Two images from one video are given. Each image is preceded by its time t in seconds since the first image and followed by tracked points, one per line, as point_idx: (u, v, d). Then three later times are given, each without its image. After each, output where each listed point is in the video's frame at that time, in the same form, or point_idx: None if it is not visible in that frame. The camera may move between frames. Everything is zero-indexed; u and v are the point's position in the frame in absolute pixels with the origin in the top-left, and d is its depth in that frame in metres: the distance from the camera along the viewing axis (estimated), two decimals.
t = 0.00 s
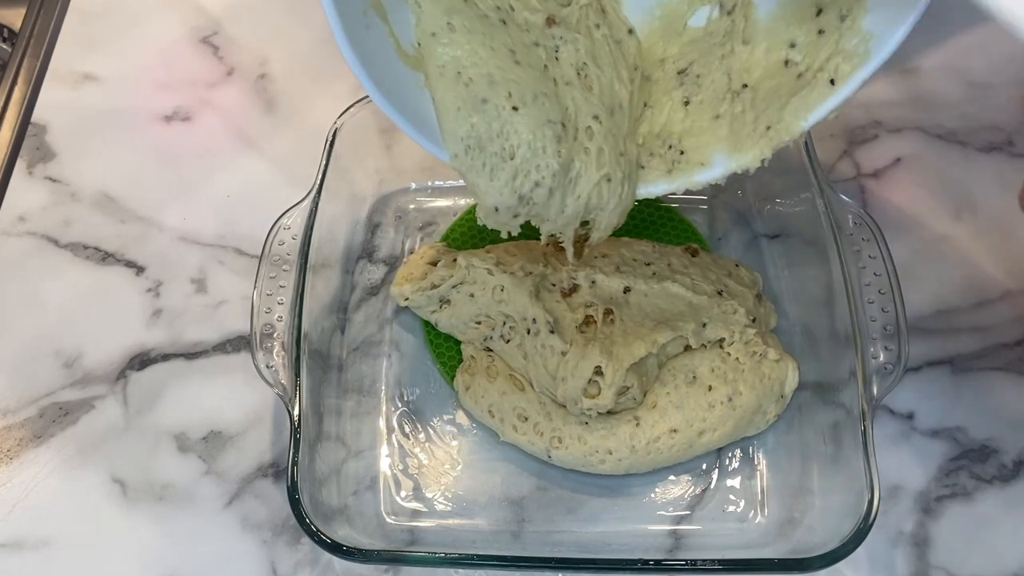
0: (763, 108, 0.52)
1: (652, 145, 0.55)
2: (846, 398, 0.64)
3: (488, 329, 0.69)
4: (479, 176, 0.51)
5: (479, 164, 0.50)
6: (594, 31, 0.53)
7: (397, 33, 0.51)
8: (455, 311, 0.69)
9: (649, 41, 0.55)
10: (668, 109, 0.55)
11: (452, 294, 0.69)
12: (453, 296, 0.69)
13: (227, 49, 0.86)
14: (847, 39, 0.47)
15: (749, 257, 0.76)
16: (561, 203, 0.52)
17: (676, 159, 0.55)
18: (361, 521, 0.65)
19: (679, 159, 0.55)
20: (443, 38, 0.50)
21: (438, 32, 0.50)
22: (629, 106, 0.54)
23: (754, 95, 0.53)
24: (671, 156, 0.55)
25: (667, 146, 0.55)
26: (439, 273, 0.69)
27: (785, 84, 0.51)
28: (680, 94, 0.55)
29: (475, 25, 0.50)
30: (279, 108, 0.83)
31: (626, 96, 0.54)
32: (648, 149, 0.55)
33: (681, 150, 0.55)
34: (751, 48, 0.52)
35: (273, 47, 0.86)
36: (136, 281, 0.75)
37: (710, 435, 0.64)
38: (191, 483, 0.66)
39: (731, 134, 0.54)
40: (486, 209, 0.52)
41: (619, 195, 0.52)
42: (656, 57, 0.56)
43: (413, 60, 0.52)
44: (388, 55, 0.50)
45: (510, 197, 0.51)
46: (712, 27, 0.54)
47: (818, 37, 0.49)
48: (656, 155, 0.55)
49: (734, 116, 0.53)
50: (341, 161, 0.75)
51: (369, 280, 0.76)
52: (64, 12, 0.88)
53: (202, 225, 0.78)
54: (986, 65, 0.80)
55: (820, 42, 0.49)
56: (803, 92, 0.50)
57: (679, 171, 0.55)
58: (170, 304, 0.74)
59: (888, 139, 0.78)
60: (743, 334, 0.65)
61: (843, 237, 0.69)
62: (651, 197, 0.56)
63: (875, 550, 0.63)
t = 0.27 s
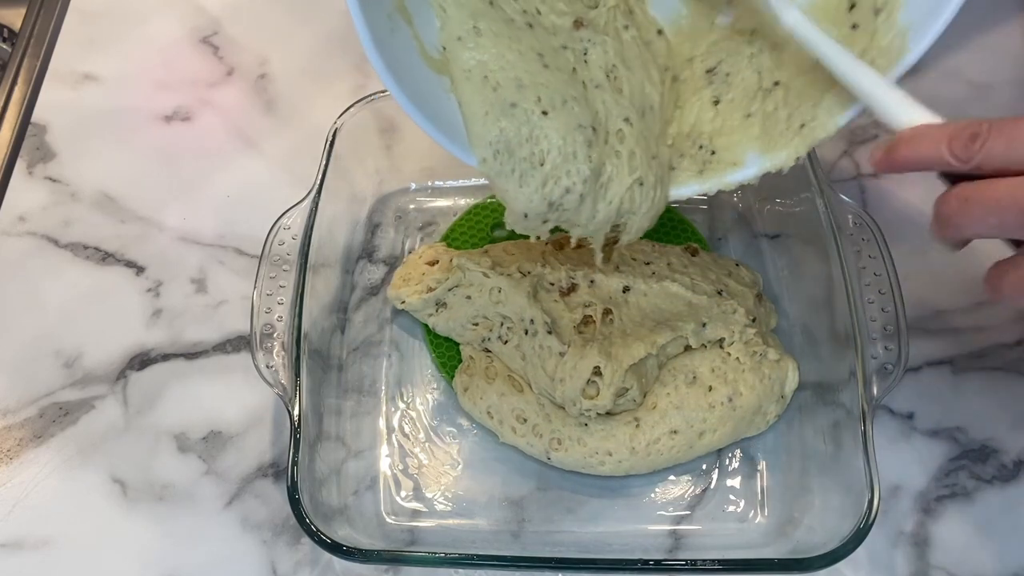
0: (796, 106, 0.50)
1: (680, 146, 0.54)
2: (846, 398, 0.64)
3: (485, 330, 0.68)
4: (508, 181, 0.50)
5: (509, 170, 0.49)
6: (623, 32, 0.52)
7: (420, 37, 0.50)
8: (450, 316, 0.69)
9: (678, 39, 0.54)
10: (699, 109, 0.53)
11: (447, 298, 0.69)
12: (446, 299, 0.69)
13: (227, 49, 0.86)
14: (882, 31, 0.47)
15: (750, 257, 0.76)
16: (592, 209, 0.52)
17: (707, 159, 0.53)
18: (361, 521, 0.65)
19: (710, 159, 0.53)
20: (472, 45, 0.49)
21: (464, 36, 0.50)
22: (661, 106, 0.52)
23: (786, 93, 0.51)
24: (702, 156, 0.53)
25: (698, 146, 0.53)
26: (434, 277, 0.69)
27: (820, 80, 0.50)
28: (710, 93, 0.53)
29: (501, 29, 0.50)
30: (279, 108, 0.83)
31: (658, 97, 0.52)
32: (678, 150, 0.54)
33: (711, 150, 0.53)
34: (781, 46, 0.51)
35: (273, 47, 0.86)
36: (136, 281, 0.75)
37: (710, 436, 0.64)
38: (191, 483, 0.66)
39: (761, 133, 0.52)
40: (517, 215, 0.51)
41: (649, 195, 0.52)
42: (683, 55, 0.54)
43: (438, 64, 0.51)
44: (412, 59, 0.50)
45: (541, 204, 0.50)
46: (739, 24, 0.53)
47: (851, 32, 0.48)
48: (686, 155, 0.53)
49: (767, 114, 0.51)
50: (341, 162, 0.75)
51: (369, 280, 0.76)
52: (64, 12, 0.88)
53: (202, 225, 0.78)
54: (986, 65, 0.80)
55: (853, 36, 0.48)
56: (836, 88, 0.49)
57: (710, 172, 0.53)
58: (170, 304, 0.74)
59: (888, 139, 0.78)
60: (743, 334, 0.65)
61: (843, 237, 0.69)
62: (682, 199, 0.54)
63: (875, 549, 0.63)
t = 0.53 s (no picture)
0: (818, 93, 0.51)
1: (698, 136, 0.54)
2: (846, 398, 0.65)
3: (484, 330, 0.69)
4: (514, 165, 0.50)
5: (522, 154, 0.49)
6: (627, 22, 0.51)
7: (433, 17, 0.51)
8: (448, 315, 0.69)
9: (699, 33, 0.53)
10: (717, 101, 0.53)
11: (444, 299, 0.69)
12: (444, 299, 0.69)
13: (227, 49, 0.86)
14: (906, 17, 0.47)
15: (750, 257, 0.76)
16: (602, 199, 0.51)
17: (727, 149, 0.53)
18: (361, 521, 0.65)
19: (729, 148, 0.53)
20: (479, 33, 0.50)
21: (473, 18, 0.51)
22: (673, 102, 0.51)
23: (809, 81, 0.52)
24: (721, 145, 0.53)
25: (718, 136, 0.53)
26: (432, 278, 0.70)
27: (842, 67, 0.50)
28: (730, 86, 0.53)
29: (509, 13, 0.50)
30: (279, 108, 0.83)
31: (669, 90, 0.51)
32: (697, 140, 0.54)
33: (732, 139, 0.53)
34: (804, 35, 0.52)
35: (274, 47, 0.86)
36: (136, 281, 0.75)
37: (710, 436, 0.64)
38: (191, 483, 0.66)
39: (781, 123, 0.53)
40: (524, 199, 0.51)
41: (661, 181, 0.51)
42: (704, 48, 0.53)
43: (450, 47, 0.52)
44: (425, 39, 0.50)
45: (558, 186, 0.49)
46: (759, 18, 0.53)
47: (875, 18, 0.48)
48: (705, 145, 0.53)
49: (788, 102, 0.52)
50: (341, 162, 0.75)
51: (369, 280, 0.76)
52: (64, 12, 0.88)
53: (202, 225, 0.78)
54: (986, 65, 0.80)
55: (877, 22, 0.48)
56: (858, 76, 0.49)
57: (729, 161, 0.53)
58: (170, 304, 0.74)
59: (888, 139, 0.78)
60: (743, 333, 0.65)
61: (843, 236, 0.69)
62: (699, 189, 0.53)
63: (875, 550, 0.63)
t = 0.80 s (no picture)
0: (836, 105, 0.51)
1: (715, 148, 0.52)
2: (846, 398, 0.65)
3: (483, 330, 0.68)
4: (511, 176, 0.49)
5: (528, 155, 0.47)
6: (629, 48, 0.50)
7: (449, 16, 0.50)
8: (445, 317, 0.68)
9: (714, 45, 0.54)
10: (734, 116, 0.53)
11: (442, 300, 0.69)
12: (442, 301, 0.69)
13: (227, 49, 0.86)
14: (927, 30, 0.47)
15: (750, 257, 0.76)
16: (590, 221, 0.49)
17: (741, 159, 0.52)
18: (361, 521, 0.65)
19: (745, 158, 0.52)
20: (485, 24, 0.48)
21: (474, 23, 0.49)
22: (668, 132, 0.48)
23: (828, 95, 0.51)
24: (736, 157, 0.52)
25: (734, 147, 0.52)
26: (430, 279, 0.70)
27: (863, 83, 0.50)
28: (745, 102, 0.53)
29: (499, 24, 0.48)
30: (279, 108, 0.83)
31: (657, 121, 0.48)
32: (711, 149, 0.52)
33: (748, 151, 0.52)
34: (825, 48, 0.52)
35: (274, 47, 0.86)
36: (136, 281, 0.75)
37: (710, 437, 0.64)
38: (191, 483, 0.66)
39: (802, 136, 0.51)
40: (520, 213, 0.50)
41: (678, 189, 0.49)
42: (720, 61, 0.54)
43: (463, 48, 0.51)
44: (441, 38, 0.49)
45: (575, 190, 0.47)
46: (780, 34, 0.53)
47: (897, 32, 0.49)
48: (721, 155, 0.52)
49: (806, 117, 0.52)
50: (341, 162, 0.75)
51: (369, 280, 0.76)
52: (65, 12, 0.88)
53: (202, 224, 0.78)
54: (986, 65, 0.81)
55: (898, 37, 0.49)
56: (878, 91, 0.49)
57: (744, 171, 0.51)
58: (170, 304, 0.74)
59: (888, 139, 0.78)
60: (742, 333, 0.65)
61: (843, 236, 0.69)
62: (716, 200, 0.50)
63: (875, 550, 0.63)
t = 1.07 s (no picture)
0: (852, 120, 0.54)
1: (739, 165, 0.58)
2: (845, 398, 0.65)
3: (480, 331, 0.68)
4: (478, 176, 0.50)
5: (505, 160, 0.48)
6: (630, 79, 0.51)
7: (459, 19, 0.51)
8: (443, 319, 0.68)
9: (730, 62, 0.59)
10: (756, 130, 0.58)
11: (441, 301, 0.69)
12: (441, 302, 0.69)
13: (227, 49, 0.86)
14: (943, 47, 0.49)
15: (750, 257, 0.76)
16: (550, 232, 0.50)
17: (762, 175, 0.57)
18: (361, 521, 0.65)
19: (766, 176, 0.57)
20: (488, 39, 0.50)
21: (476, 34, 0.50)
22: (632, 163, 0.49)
23: (844, 110, 0.54)
24: (759, 173, 0.57)
25: (756, 164, 0.57)
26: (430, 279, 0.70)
27: (876, 96, 0.53)
28: (767, 117, 0.58)
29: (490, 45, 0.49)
30: (279, 107, 0.83)
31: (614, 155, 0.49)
32: (734, 167, 0.58)
33: (768, 167, 0.57)
34: (842, 62, 0.55)
35: (274, 47, 0.86)
36: (136, 281, 0.75)
37: (710, 438, 0.64)
38: (191, 483, 0.66)
39: (821, 150, 0.55)
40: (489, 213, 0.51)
41: (672, 202, 0.50)
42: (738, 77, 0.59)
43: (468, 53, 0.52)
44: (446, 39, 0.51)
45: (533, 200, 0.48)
46: (796, 47, 0.57)
47: (912, 47, 0.51)
48: (742, 173, 0.57)
49: (823, 131, 0.55)
50: (341, 162, 0.75)
51: (369, 280, 0.76)
52: (65, 12, 0.88)
53: (201, 224, 0.78)
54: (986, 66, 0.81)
55: (913, 52, 0.51)
56: (896, 105, 0.51)
57: (765, 190, 0.56)
58: (170, 304, 0.74)
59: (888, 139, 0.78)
60: (743, 333, 0.65)
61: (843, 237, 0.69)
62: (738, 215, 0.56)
63: (875, 550, 0.63)
